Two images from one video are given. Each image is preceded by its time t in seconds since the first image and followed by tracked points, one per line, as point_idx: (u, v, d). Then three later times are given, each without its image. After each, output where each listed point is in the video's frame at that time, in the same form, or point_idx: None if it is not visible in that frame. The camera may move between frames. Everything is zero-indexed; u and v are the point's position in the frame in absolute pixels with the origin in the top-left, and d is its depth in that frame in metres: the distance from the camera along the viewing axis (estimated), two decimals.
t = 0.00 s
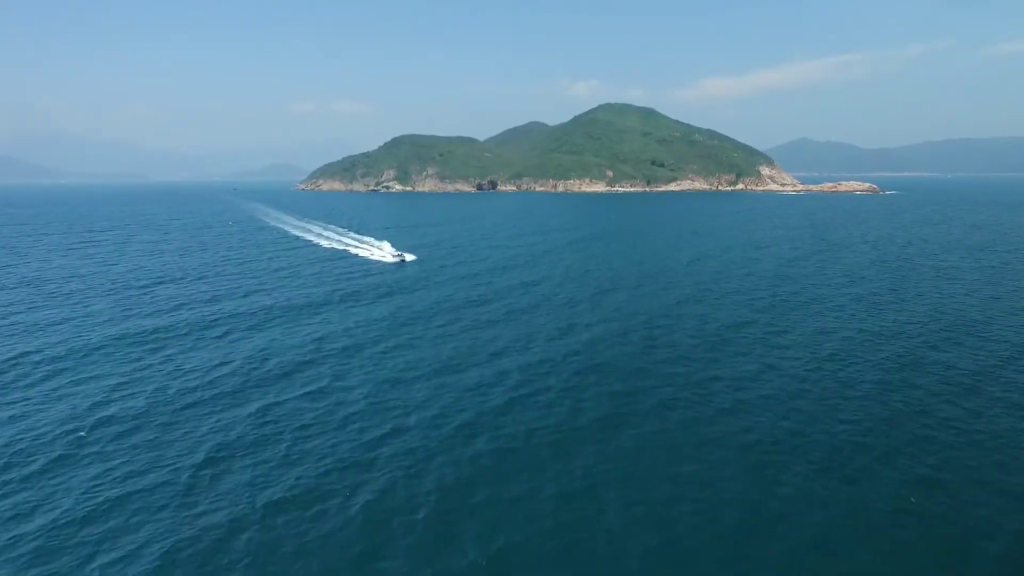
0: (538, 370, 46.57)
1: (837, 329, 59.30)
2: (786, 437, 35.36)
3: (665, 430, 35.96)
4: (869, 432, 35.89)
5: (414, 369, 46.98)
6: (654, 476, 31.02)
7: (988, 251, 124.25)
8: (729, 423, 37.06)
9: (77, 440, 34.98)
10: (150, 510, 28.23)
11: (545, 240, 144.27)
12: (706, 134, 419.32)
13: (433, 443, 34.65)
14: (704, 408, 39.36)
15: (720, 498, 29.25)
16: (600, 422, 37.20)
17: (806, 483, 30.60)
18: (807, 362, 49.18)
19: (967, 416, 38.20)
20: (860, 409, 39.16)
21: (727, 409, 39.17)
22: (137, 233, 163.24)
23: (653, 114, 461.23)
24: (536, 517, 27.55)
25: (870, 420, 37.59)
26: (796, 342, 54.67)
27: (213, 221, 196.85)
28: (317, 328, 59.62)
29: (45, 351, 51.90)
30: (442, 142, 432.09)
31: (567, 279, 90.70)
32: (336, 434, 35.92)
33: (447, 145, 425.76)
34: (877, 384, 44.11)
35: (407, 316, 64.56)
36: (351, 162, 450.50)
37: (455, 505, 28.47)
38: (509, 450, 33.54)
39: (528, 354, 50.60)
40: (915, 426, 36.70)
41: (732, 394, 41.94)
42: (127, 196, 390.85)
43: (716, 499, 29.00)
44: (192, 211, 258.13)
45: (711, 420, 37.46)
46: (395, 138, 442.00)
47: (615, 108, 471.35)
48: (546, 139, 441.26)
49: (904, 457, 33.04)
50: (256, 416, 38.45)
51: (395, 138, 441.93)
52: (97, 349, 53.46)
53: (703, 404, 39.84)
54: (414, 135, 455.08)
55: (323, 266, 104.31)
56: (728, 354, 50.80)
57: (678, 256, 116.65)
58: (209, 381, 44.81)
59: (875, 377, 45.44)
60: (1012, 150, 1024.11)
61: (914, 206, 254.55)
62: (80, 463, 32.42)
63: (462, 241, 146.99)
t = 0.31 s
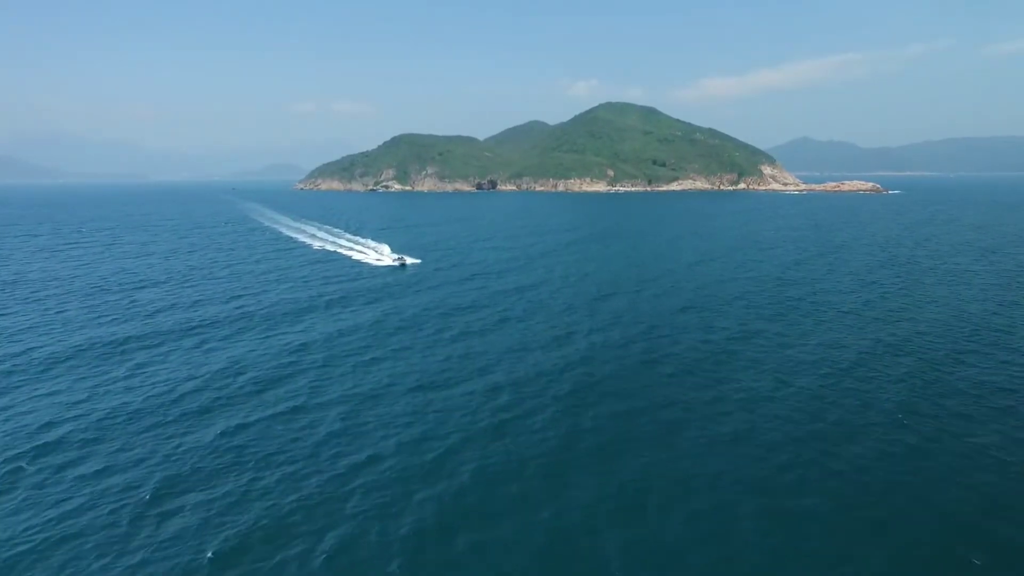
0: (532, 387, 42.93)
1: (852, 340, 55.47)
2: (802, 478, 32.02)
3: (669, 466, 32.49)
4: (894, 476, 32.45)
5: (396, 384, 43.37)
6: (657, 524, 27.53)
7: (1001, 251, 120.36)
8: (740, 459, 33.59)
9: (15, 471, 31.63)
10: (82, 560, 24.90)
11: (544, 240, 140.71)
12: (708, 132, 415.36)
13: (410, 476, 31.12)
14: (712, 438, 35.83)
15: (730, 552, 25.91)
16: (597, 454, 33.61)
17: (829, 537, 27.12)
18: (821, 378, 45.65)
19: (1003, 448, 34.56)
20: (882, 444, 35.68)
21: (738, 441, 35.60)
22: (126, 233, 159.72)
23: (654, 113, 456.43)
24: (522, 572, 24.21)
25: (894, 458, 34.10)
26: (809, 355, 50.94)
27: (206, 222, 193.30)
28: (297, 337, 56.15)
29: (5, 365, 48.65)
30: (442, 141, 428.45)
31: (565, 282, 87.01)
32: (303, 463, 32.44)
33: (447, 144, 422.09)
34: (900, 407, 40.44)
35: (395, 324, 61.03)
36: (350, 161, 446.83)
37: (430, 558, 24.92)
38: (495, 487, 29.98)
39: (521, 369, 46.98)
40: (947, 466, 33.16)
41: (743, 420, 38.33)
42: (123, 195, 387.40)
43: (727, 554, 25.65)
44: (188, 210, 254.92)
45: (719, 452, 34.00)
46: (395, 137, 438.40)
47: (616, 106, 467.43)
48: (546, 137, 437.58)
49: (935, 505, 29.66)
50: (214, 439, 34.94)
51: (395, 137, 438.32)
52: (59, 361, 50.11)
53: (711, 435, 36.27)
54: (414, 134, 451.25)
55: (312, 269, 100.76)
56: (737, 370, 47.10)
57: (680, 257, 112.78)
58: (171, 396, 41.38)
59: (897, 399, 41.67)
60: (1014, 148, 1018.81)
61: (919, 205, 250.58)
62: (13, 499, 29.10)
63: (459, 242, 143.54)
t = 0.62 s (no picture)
0: (525, 398, 40.86)
1: (860, 345, 53.30)
2: (812, 500, 30.04)
3: (670, 489, 30.50)
4: (910, 496, 30.43)
5: (382, 397, 41.39)
6: (657, 556, 25.53)
7: (1008, 251, 118.08)
8: (745, 480, 31.55)
9: None
10: None
11: (543, 240, 138.48)
12: (708, 131, 412.80)
13: (392, 498, 29.07)
14: (716, 456, 33.77)
15: None
16: (592, 475, 31.57)
17: (843, 570, 25.15)
18: (829, 387, 43.54)
19: None
20: (896, 460, 33.70)
21: (742, 460, 33.57)
22: (120, 233, 157.73)
23: (655, 112, 453.65)
24: None
25: (909, 476, 32.11)
26: (816, 362, 48.82)
27: (202, 222, 191.41)
28: (281, 345, 54.21)
29: None
30: (441, 140, 425.97)
31: (564, 283, 84.84)
32: (278, 484, 30.44)
33: (446, 143, 419.49)
34: (914, 420, 38.33)
35: (385, 330, 59.03)
36: (349, 160, 443.99)
37: None
38: (483, 511, 27.97)
39: (514, 378, 44.90)
40: (966, 486, 31.09)
41: (748, 435, 36.25)
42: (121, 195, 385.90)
43: None
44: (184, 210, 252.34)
45: (723, 472, 31.95)
46: (394, 136, 435.80)
47: (616, 105, 464.77)
48: (546, 136, 435.03)
49: (953, 529, 27.84)
50: (183, 458, 32.98)
51: (394, 136, 435.73)
52: (32, 369, 48.16)
53: (714, 452, 34.23)
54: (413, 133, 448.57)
55: (305, 270, 98.71)
56: (741, 378, 45.00)
57: (682, 258, 110.61)
58: (143, 407, 39.43)
59: (911, 410, 39.52)
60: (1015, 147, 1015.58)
61: (922, 204, 248.10)
62: None
63: (457, 242, 141.35)
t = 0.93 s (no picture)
0: (516, 413, 38.04)
1: (874, 353, 50.27)
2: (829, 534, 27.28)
3: (672, 521, 27.75)
4: (939, 527, 27.60)
5: (361, 415, 38.64)
6: None
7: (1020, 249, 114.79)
8: (755, 510, 28.75)
9: None
10: None
11: (542, 237, 135.35)
12: (710, 127, 409.06)
13: (365, 534, 26.30)
14: (723, 483, 30.98)
15: None
16: (587, 506, 28.78)
17: None
18: (843, 400, 40.62)
19: None
20: (920, 485, 30.88)
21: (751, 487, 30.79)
22: (112, 231, 154.70)
23: (656, 107, 449.09)
24: None
25: (935, 504, 29.32)
26: (828, 371, 45.87)
27: (197, 219, 188.27)
28: (259, 352, 51.46)
29: None
30: (441, 135, 422.20)
31: (562, 283, 81.78)
32: (239, 516, 27.71)
33: (446, 138, 415.78)
34: (938, 438, 35.41)
35: (371, 335, 56.18)
36: (348, 155, 439.99)
37: None
38: (464, 550, 25.28)
39: (506, 390, 42.05)
40: (1002, 519, 28.00)
41: (757, 458, 33.41)
42: (119, 191, 382.76)
43: None
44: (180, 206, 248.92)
45: (731, 501, 29.18)
46: (393, 132, 432.29)
47: (617, 100, 460.65)
48: (547, 132, 431.18)
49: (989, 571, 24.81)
50: (138, 487, 30.32)
51: (394, 132, 432.17)
52: None
53: (720, 478, 31.47)
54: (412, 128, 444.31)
55: (296, 269, 95.78)
56: (749, 390, 42.07)
57: (684, 256, 107.43)
58: (102, 427, 36.79)
59: (932, 427, 36.59)
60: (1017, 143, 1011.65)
61: (927, 200, 244.75)
62: None
63: (454, 239, 138.33)
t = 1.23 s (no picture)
0: (506, 432, 35.46)
1: (888, 360, 47.53)
2: None
3: (676, 558, 25.27)
4: (970, 571, 25.19)
5: (339, 433, 35.99)
6: None
7: None
8: (767, 547, 26.17)
9: None
10: None
11: (540, 233, 132.69)
12: (712, 122, 405.65)
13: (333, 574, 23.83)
14: (730, 512, 28.45)
15: None
16: (580, 541, 26.27)
17: None
18: (858, 413, 38.08)
19: None
20: (946, 517, 28.43)
21: (762, 519, 28.17)
22: (104, 228, 152.06)
23: (658, 101, 444.97)
24: None
25: (962, 539, 26.90)
26: (839, 380, 43.33)
27: (191, 215, 185.64)
28: (237, 359, 48.81)
29: None
30: (441, 130, 418.67)
31: (560, 283, 79.12)
32: (195, 552, 25.13)
33: (445, 133, 412.29)
34: (962, 460, 32.83)
35: (358, 342, 53.60)
36: (347, 150, 436.52)
37: None
38: None
39: (497, 405, 39.49)
40: None
41: (766, 484, 30.79)
42: (116, 186, 379.55)
43: None
44: (176, 202, 245.84)
45: (737, 536, 26.81)
46: (392, 127, 428.83)
47: (618, 95, 456.74)
48: (547, 127, 427.54)
49: None
50: (88, 516, 27.76)
51: (393, 126, 428.72)
52: None
53: (727, 508, 28.87)
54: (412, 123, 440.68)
55: (287, 268, 93.13)
56: (756, 402, 39.42)
57: (687, 254, 104.68)
58: (56, 444, 34.09)
59: (952, 445, 34.16)
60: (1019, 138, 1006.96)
61: (931, 196, 241.82)
62: None
63: (451, 236, 135.74)
